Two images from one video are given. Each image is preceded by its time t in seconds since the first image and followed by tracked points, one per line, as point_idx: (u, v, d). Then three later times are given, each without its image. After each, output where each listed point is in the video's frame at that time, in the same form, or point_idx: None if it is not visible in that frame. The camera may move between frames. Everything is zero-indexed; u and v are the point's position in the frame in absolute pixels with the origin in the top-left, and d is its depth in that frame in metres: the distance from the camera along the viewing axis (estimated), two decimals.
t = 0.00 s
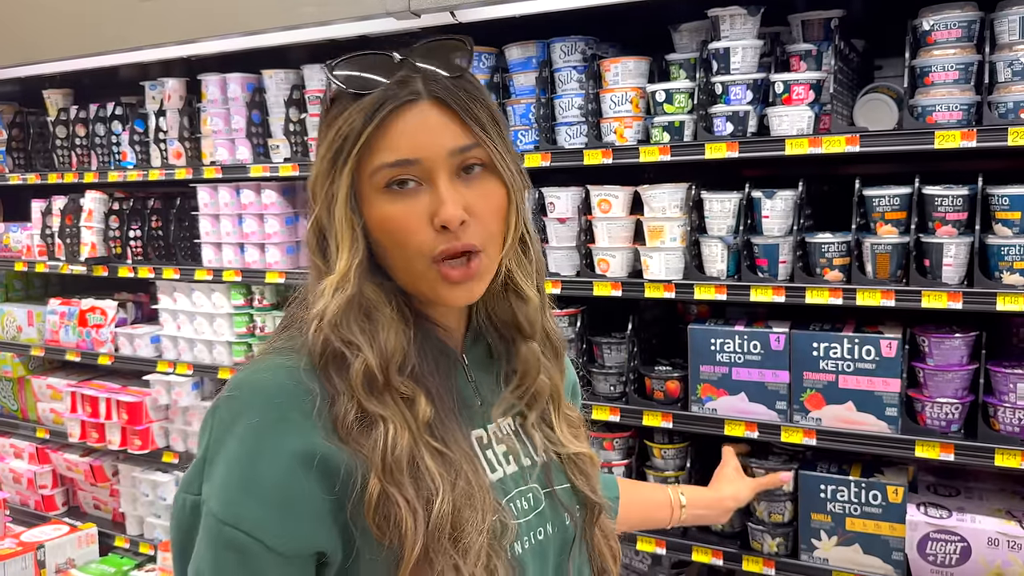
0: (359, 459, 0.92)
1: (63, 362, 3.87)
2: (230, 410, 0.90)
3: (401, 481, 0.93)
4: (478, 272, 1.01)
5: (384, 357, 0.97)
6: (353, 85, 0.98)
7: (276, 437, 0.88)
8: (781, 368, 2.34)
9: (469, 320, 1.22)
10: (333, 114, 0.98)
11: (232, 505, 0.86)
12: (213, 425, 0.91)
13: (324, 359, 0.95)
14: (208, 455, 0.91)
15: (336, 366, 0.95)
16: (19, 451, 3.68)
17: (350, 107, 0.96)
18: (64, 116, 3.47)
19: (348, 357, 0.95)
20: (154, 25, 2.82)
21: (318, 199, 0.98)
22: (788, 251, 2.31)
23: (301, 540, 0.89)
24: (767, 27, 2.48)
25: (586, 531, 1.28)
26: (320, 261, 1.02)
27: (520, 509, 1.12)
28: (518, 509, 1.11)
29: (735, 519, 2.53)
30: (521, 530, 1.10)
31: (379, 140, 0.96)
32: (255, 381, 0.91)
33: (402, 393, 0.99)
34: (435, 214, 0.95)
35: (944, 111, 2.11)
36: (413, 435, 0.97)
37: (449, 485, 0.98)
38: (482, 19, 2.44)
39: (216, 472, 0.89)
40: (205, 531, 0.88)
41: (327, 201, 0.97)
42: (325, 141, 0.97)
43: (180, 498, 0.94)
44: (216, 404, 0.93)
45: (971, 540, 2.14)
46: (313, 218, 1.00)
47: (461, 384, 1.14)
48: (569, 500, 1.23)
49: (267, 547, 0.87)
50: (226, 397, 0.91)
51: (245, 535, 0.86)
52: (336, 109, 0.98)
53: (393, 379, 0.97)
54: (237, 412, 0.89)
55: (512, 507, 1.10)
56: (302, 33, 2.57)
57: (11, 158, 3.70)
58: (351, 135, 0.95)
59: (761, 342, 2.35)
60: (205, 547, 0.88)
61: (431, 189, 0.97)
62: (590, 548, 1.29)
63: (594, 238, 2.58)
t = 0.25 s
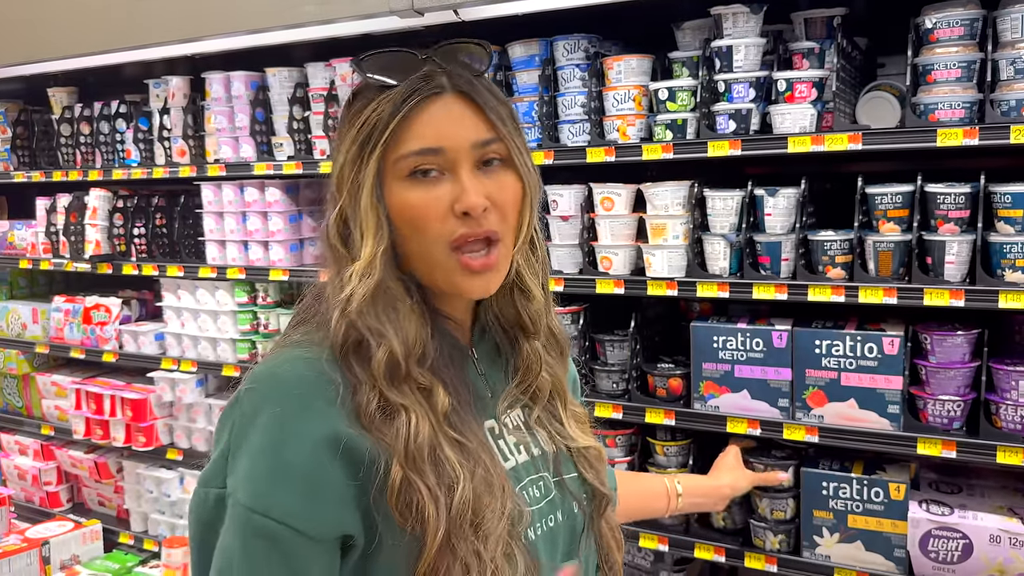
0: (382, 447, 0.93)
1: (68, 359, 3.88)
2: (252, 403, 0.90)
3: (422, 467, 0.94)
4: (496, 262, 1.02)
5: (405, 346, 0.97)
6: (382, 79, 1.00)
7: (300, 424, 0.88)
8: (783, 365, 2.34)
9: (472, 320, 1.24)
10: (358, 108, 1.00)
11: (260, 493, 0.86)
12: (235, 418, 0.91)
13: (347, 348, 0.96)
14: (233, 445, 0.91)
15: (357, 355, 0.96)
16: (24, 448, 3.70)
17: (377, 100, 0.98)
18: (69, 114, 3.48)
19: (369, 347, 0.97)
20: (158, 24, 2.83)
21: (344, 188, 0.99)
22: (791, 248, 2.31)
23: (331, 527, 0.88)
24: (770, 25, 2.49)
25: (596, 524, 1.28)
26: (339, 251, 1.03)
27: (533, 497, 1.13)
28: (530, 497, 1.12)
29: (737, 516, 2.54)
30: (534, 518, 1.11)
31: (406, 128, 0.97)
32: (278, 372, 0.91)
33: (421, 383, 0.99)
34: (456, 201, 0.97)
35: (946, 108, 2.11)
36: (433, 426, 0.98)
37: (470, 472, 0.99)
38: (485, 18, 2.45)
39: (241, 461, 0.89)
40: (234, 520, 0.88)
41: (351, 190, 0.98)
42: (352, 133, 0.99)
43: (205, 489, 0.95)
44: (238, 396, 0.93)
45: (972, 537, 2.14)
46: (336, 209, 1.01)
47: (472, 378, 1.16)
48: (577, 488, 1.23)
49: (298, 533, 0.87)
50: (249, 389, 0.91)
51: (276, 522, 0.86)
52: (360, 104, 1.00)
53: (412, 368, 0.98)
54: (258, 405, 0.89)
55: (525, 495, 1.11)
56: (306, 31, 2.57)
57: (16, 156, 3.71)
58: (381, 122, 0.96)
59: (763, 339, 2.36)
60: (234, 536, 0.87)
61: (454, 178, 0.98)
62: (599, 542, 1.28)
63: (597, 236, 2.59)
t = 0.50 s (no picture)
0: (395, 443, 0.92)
1: (72, 357, 3.89)
2: (267, 386, 0.90)
3: (434, 469, 0.93)
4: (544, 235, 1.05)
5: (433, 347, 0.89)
6: (424, 69, 0.95)
7: (313, 409, 0.88)
8: (787, 364, 2.35)
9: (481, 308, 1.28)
10: (403, 94, 0.92)
11: (271, 473, 0.85)
12: (248, 401, 0.91)
13: (368, 343, 0.90)
14: (241, 431, 0.90)
15: (376, 351, 0.91)
16: (29, 445, 3.71)
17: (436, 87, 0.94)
18: (73, 112, 3.49)
19: (391, 342, 0.89)
20: (163, 23, 2.83)
21: (401, 175, 0.89)
22: (794, 247, 2.31)
23: (340, 514, 0.87)
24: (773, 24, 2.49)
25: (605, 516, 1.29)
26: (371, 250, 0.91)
27: (543, 485, 1.12)
28: (541, 484, 1.11)
29: (740, 514, 2.54)
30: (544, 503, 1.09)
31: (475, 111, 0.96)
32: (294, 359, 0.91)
33: (433, 382, 0.97)
34: (520, 179, 0.98)
35: (950, 107, 2.11)
36: (446, 429, 0.96)
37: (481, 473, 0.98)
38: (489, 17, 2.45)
39: (251, 442, 0.87)
40: (238, 501, 0.86)
41: (417, 174, 0.89)
42: (406, 118, 0.91)
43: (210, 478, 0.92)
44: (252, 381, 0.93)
45: (975, 535, 2.15)
46: (372, 196, 0.90)
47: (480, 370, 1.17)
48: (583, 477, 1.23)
49: (306, 516, 0.85)
50: (264, 373, 0.91)
51: (286, 503, 0.85)
52: (404, 91, 0.92)
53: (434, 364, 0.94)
54: (274, 387, 0.89)
55: (535, 482, 1.11)
56: (311, 30, 2.58)
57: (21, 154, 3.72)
58: (452, 112, 0.92)
59: (767, 338, 2.36)
60: (237, 517, 0.85)
61: (512, 160, 0.99)
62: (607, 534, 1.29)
63: (600, 234, 2.59)
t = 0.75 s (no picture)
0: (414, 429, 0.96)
1: (77, 355, 3.90)
2: (288, 362, 0.90)
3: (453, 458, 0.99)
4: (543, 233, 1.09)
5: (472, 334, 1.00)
6: (424, 72, 1.03)
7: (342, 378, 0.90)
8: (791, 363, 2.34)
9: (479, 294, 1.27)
10: (403, 98, 1.01)
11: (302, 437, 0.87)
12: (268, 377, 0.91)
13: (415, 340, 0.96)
14: (260, 404, 0.91)
15: (424, 349, 0.96)
16: (34, 443, 3.72)
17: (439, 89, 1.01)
18: (78, 111, 3.49)
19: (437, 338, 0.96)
20: (168, 21, 2.84)
21: (416, 175, 0.99)
22: (798, 246, 2.31)
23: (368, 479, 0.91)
24: (778, 22, 2.49)
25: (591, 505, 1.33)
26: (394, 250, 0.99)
27: (531, 475, 1.15)
28: (529, 474, 1.14)
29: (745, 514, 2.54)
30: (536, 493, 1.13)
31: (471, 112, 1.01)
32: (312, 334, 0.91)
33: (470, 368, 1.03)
34: (516, 179, 1.03)
35: (955, 106, 2.10)
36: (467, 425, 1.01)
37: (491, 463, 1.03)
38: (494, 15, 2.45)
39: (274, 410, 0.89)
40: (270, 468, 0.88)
41: (428, 176, 0.99)
42: (414, 122, 0.99)
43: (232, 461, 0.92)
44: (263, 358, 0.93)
45: (980, 536, 2.14)
46: (394, 201, 1.00)
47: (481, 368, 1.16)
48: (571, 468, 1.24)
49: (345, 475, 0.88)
50: (277, 349, 0.92)
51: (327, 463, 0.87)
52: (404, 92, 1.01)
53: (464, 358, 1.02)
54: (296, 362, 0.90)
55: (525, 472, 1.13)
56: (315, 29, 2.58)
57: (26, 153, 3.73)
58: (452, 115, 0.99)
59: (771, 337, 2.36)
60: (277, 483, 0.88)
61: (509, 160, 1.04)
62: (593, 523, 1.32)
63: (605, 233, 2.59)
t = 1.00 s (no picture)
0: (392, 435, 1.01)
1: (83, 354, 3.90)
2: (269, 370, 0.95)
3: (433, 465, 1.02)
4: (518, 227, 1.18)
5: (431, 342, 1.08)
6: (392, 70, 1.09)
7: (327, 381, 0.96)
8: (799, 363, 2.33)
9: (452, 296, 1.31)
10: (374, 95, 1.07)
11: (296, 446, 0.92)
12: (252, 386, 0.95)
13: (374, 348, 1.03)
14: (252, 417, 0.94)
15: (382, 351, 1.03)
16: (41, 442, 3.72)
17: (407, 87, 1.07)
18: (84, 110, 3.50)
19: (396, 342, 1.04)
20: (174, 21, 2.84)
21: (389, 174, 1.06)
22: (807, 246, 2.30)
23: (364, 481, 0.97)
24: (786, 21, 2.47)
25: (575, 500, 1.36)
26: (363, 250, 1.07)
27: (512, 476, 1.17)
28: (512, 475, 1.17)
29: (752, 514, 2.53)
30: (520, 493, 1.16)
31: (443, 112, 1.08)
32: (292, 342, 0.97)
33: (439, 373, 1.09)
34: (492, 176, 1.12)
35: (965, 105, 2.09)
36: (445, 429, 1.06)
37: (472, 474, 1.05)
38: (500, 14, 2.44)
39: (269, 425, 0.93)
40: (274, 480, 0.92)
41: (401, 174, 1.06)
42: (385, 119, 1.06)
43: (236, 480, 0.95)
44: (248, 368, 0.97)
45: (989, 537, 2.13)
46: (359, 202, 1.07)
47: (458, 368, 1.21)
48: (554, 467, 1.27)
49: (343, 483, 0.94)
50: (259, 358, 0.96)
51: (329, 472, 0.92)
52: (375, 90, 1.07)
53: (434, 362, 1.08)
54: (277, 370, 0.95)
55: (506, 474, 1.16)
56: (322, 28, 2.58)
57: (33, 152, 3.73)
58: (424, 113, 1.05)
59: (778, 337, 2.35)
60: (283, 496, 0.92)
61: (483, 156, 1.12)
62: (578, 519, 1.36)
63: (611, 232, 2.58)
